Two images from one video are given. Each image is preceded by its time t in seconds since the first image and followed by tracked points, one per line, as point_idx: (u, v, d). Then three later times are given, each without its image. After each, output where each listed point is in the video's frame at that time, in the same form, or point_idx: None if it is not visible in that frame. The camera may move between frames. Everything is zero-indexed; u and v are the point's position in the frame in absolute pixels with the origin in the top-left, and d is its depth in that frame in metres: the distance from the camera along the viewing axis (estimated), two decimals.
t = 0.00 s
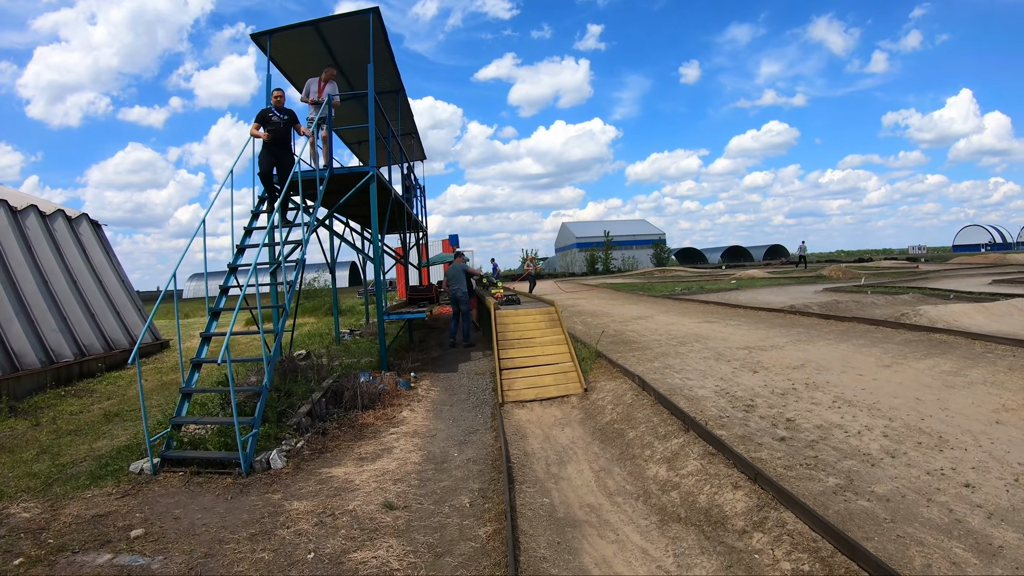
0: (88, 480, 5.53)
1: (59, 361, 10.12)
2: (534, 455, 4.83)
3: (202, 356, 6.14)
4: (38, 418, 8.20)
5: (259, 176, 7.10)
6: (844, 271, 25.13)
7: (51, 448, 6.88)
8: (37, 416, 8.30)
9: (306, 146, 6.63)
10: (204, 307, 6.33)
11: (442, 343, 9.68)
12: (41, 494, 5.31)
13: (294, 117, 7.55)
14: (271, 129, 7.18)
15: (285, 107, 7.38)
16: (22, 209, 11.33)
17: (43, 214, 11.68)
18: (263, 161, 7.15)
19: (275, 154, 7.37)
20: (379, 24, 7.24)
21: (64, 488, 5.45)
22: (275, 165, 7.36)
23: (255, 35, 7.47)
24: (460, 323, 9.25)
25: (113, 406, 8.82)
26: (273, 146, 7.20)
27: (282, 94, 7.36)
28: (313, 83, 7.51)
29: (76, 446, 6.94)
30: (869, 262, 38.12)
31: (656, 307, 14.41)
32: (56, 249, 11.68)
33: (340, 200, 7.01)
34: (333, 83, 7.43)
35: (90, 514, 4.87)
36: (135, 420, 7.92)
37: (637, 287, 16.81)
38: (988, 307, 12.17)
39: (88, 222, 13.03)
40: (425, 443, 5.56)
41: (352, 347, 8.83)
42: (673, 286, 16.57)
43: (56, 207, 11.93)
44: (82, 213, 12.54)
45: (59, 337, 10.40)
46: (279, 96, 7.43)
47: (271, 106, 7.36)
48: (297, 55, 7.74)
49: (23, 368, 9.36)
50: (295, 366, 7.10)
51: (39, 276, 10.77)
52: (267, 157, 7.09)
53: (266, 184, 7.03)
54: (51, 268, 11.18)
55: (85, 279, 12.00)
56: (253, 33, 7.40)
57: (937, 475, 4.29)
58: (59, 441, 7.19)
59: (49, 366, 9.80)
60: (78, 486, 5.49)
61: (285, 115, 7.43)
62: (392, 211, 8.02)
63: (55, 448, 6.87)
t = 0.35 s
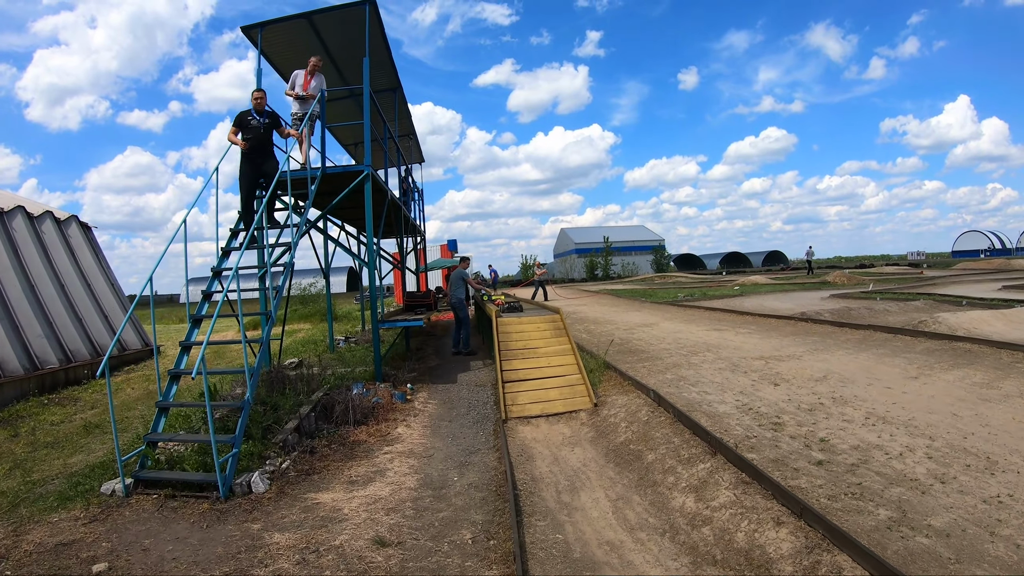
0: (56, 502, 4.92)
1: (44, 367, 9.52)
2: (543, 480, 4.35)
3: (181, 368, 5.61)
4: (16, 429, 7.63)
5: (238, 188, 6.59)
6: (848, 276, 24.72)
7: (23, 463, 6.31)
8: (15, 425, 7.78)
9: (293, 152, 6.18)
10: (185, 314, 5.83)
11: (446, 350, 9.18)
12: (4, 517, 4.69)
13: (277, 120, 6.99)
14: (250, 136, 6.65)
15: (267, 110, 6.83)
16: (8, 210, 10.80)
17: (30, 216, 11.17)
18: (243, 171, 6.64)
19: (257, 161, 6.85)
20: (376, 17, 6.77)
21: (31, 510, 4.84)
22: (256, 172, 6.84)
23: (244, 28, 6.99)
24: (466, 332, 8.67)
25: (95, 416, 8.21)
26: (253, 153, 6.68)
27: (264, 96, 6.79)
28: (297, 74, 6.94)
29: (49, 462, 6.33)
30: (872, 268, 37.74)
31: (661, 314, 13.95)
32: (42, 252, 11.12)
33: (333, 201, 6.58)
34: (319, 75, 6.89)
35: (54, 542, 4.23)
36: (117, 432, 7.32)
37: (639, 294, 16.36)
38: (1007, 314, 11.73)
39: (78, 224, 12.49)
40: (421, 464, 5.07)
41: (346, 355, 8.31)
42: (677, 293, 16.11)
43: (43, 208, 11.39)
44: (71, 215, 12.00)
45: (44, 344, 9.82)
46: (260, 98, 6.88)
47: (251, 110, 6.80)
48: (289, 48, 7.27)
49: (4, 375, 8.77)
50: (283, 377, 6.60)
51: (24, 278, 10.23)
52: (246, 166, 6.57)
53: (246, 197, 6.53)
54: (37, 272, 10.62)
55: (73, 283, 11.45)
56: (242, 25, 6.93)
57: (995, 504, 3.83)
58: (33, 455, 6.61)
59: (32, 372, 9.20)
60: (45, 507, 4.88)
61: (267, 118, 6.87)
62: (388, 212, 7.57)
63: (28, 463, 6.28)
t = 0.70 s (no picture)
0: (41, 525, 4.59)
1: (47, 377, 9.26)
2: (568, 514, 3.99)
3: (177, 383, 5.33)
4: (11, 441, 7.40)
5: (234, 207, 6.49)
6: (868, 287, 24.21)
7: (14, 479, 6.02)
8: (12, 437, 7.51)
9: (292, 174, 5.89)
10: (183, 325, 5.53)
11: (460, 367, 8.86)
12: None
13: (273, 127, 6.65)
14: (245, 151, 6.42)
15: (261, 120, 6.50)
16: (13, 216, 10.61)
17: (36, 222, 11.00)
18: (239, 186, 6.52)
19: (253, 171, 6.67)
20: (388, 17, 6.52)
21: (12, 534, 4.51)
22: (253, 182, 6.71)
23: (253, 30, 6.77)
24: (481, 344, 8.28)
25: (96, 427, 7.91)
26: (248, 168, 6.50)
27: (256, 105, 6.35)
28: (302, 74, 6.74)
29: (40, 480, 6.01)
30: (890, 279, 37.03)
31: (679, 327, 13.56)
32: (48, 259, 10.93)
33: (341, 209, 6.25)
34: (325, 76, 6.71)
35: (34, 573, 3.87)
36: (114, 446, 7.00)
37: (655, 305, 15.98)
38: None
39: (84, 231, 12.32)
40: (433, 493, 4.73)
41: (355, 369, 7.98)
42: (696, 305, 15.72)
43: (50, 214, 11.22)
44: (78, 222, 11.82)
45: (47, 352, 9.55)
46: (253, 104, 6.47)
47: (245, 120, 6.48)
48: (302, 52, 7.04)
49: (7, 385, 8.48)
50: (290, 393, 6.25)
51: (28, 286, 10.02)
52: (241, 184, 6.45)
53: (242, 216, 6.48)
54: (41, 279, 10.41)
55: (80, 291, 11.24)
56: (250, 28, 6.71)
57: None
58: (25, 470, 6.33)
59: (34, 382, 8.92)
60: (29, 531, 4.55)
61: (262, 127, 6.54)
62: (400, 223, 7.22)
63: (18, 479, 6.00)
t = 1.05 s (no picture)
0: (76, 564, 4.65)
1: (98, 403, 9.60)
2: None
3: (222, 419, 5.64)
4: (60, 467, 7.67)
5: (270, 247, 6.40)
6: (939, 309, 22.90)
7: (54, 510, 6.14)
8: (59, 464, 7.78)
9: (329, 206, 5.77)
10: (227, 364, 5.84)
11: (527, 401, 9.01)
12: None
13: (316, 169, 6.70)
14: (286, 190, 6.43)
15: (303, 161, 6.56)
16: (69, 244, 11.11)
17: (91, 249, 11.47)
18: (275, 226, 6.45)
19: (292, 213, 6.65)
20: (438, 41, 6.47)
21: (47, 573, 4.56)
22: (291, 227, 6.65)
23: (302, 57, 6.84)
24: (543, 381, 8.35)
25: (143, 454, 8.04)
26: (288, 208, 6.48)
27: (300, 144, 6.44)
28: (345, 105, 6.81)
29: (80, 512, 6.09)
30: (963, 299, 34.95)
31: (739, 361, 13.04)
32: (103, 285, 11.38)
33: (393, 239, 6.30)
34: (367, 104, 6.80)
35: None
36: (157, 479, 7.03)
37: (713, 335, 15.48)
38: None
39: (140, 258, 12.80)
40: (491, 547, 4.58)
41: (411, 403, 7.96)
42: (753, 334, 15.14)
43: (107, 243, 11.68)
44: (132, 250, 12.29)
45: (98, 378, 9.86)
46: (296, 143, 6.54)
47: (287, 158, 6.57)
48: (353, 78, 7.06)
49: (56, 411, 8.89)
50: (338, 433, 6.24)
51: (83, 313, 10.46)
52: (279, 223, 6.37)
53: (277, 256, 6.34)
54: (96, 305, 10.82)
55: (134, 317, 11.62)
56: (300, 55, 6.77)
57: None
58: (66, 500, 6.47)
59: (85, 408, 9.24)
60: (62, 570, 4.59)
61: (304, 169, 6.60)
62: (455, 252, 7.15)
63: (60, 510, 6.13)
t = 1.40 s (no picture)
0: None
1: (163, 451, 9.65)
2: None
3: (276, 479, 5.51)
4: (121, 514, 7.63)
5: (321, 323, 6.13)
6: None
7: (108, 560, 5.97)
8: (119, 511, 7.74)
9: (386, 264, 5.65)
10: (286, 420, 5.78)
11: (606, 458, 8.41)
12: None
13: (360, 238, 6.48)
14: (333, 261, 6.18)
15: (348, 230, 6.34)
16: (139, 295, 11.41)
17: (160, 300, 11.75)
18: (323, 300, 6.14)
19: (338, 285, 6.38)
20: (499, 90, 6.24)
21: None
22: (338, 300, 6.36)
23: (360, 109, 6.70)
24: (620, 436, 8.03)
25: (203, 504, 7.89)
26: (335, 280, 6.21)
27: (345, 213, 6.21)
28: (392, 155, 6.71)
29: (133, 566, 5.87)
30: None
31: (821, 408, 12.13)
32: (172, 336, 11.60)
33: (458, 290, 6.11)
34: (415, 153, 6.69)
35: None
36: (215, 534, 6.77)
37: (790, 379, 14.57)
38: None
39: (209, 310, 13.07)
40: None
41: (478, 458, 7.63)
42: (833, 377, 14.17)
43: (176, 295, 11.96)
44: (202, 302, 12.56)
45: (164, 428, 9.94)
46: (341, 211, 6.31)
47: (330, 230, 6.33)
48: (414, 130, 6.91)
49: (121, 459, 8.96)
50: (401, 492, 5.86)
51: (151, 362, 10.64)
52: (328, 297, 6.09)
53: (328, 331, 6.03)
54: (165, 356, 11.02)
55: (202, 369, 11.77)
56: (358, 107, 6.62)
57: None
58: (123, 550, 6.32)
59: (150, 456, 9.30)
60: None
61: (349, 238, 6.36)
62: (523, 302, 6.95)
63: (114, 559, 5.97)
